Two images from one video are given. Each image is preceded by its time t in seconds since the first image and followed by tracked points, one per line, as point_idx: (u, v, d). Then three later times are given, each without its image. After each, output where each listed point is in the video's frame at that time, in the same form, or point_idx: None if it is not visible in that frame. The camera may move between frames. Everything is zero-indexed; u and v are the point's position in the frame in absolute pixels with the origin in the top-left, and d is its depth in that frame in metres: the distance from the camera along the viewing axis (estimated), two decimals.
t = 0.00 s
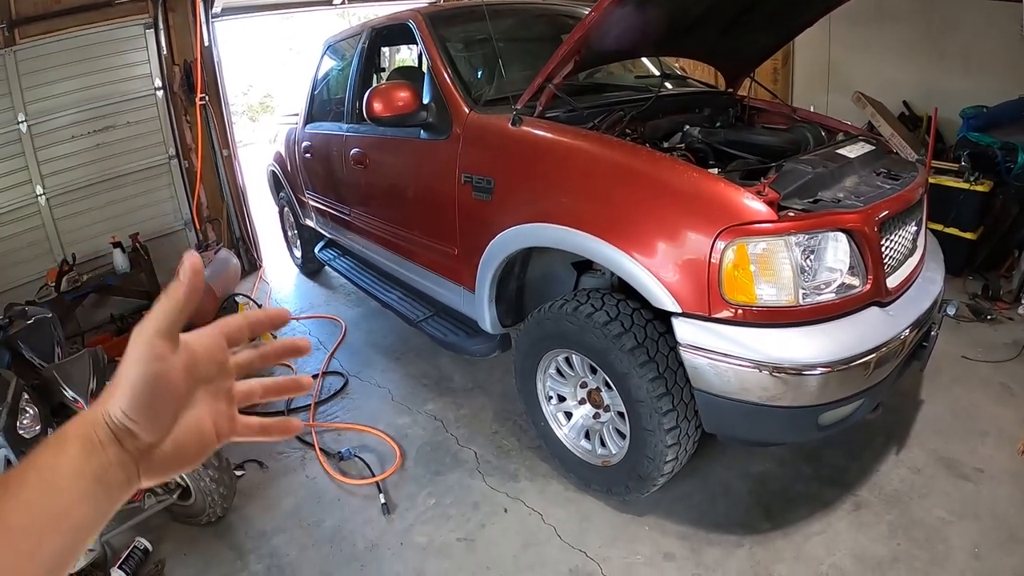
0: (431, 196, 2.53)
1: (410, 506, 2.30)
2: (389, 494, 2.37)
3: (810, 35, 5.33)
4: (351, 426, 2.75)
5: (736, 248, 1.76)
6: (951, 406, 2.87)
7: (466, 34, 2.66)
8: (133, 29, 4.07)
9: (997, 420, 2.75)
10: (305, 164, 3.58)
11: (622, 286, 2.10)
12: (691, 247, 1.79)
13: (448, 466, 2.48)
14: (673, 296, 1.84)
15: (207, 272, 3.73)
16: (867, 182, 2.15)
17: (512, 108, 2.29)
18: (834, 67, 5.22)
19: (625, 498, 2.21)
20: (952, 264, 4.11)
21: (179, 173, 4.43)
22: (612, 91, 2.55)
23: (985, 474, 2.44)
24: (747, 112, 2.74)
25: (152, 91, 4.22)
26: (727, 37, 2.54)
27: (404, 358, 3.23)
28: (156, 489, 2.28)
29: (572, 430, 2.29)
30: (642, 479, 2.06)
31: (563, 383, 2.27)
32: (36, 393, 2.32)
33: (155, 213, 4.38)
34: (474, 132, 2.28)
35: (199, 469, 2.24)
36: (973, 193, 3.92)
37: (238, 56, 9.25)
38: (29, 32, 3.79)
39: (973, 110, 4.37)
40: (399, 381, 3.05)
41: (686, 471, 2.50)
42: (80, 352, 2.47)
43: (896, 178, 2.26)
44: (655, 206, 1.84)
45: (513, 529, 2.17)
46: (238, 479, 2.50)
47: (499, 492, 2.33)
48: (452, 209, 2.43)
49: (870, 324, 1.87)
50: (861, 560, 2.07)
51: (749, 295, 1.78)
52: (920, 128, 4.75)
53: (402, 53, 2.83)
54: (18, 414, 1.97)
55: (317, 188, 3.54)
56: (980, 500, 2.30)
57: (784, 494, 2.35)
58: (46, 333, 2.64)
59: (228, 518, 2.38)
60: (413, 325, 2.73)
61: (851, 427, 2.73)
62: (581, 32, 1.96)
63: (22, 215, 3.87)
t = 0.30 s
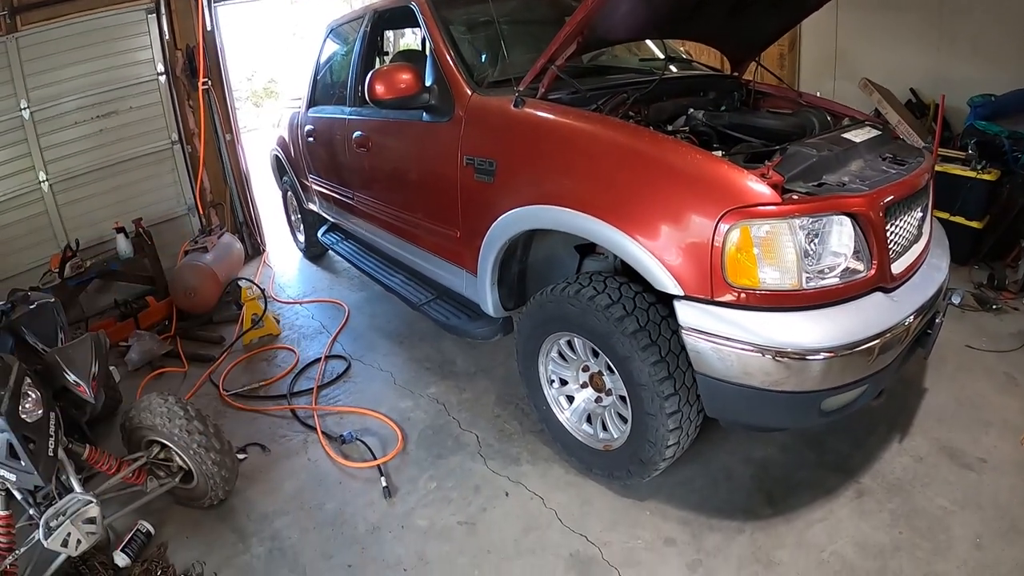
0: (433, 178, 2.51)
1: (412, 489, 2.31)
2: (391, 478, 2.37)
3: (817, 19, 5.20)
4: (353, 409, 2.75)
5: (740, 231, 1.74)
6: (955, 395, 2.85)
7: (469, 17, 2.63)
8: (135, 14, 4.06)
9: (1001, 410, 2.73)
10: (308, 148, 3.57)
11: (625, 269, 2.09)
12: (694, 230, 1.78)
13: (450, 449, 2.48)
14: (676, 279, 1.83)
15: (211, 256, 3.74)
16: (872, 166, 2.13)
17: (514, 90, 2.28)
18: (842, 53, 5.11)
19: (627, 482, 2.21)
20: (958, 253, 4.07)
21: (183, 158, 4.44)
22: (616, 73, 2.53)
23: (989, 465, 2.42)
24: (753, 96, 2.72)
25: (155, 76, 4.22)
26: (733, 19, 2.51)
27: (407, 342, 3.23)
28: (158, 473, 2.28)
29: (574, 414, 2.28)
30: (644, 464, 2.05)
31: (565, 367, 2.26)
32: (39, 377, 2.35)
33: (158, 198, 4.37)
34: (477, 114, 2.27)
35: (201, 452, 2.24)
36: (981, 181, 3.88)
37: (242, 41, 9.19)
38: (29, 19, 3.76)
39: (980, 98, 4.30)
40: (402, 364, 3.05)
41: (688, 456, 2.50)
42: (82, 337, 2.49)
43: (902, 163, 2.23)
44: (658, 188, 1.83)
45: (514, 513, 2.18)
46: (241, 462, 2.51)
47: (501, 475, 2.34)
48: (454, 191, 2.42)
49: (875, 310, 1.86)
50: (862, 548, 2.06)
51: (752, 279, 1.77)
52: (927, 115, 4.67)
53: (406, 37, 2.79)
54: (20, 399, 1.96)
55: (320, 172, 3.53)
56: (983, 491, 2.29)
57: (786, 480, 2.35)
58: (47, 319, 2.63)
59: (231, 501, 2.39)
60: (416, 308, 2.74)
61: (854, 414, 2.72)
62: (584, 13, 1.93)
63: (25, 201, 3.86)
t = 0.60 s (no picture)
0: (446, 152, 2.46)
1: (420, 469, 2.28)
2: (399, 457, 2.34)
3: None
4: (361, 387, 2.72)
5: (766, 211, 1.69)
6: (969, 385, 2.75)
7: None
8: None
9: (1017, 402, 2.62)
10: (317, 122, 3.51)
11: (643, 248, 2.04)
12: (718, 209, 1.72)
13: (459, 429, 2.44)
14: (698, 258, 1.77)
15: (218, 231, 3.71)
16: (899, 149, 2.07)
17: (532, 62, 2.22)
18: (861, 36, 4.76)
19: (640, 466, 2.17)
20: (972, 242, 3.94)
21: (189, 132, 4.37)
22: (635, 48, 2.47)
23: (1003, 458, 2.32)
24: (772, 75, 2.65)
25: (162, 50, 4.14)
26: None
27: (416, 319, 3.18)
28: (163, 451, 2.24)
29: (587, 395, 2.24)
30: (658, 448, 2.01)
31: (579, 347, 2.22)
32: (41, 353, 2.28)
33: (165, 173, 4.32)
34: (493, 87, 2.21)
35: (207, 430, 2.20)
36: (997, 171, 3.73)
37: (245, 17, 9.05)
38: None
39: (1000, 86, 4.09)
40: (411, 341, 3.01)
41: (701, 440, 2.46)
42: (86, 312, 2.39)
43: (928, 147, 2.17)
44: (681, 165, 1.77)
45: (524, 496, 2.14)
46: (247, 440, 2.47)
47: (511, 456, 2.30)
48: (468, 166, 2.36)
49: (902, 297, 1.80)
50: (876, 538, 2.02)
51: (776, 260, 1.71)
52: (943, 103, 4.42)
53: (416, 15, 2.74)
54: (22, 374, 1.90)
55: (329, 146, 3.47)
56: (998, 484, 2.21)
57: (799, 468, 2.31)
58: (52, 295, 2.59)
59: (236, 479, 2.36)
60: (427, 285, 2.71)
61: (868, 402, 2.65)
62: None
63: (30, 175, 3.78)
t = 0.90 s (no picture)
0: (462, 142, 2.45)
1: (430, 459, 2.29)
2: (409, 447, 2.35)
3: None
4: (372, 375, 2.72)
5: (786, 211, 1.68)
6: (979, 390, 2.73)
7: None
8: None
9: None
10: (331, 109, 3.50)
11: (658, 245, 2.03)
12: (737, 207, 1.72)
13: (470, 420, 2.45)
14: (716, 256, 1.77)
15: (229, 217, 3.72)
16: (918, 152, 2.06)
17: (551, 54, 2.21)
18: (877, 34, 4.71)
19: (649, 461, 2.18)
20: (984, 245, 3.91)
21: (202, 117, 4.38)
22: (654, 43, 2.46)
23: (1010, 463, 2.31)
24: (790, 73, 2.64)
25: (176, 34, 4.14)
26: None
27: (428, 309, 3.18)
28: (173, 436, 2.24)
29: (598, 389, 2.25)
30: (669, 444, 2.02)
31: (592, 340, 2.22)
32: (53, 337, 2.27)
33: (177, 157, 4.32)
34: (512, 78, 2.20)
35: (218, 417, 2.21)
36: (1011, 174, 3.69)
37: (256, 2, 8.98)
38: None
39: (1016, 89, 4.05)
40: (422, 331, 3.01)
41: (711, 436, 2.46)
42: (98, 297, 2.39)
43: (947, 151, 2.16)
44: (701, 162, 1.76)
45: (534, 488, 2.15)
46: (257, 426, 2.49)
47: (522, 448, 2.31)
48: (485, 157, 2.36)
49: (918, 302, 1.79)
50: (883, 540, 2.01)
51: (794, 261, 1.71)
52: (959, 104, 4.37)
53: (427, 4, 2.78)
54: (34, 358, 1.90)
55: (343, 133, 3.46)
56: (1003, 489, 2.20)
57: (808, 468, 2.31)
58: (64, 278, 2.58)
59: (246, 465, 2.37)
60: (440, 275, 2.72)
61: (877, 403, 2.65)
62: None
63: (42, 158, 3.78)
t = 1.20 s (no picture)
0: (463, 134, 2.45)
1: (431, 449, 2.29)
2: (409, 438, 2.36)
3: None
4: (372, 366, 2.73)
5: (786, 203, 1.68)
6: (979, 385, 2.73)
7: None
8: None
9: None
10: (332, 101, 3.49)
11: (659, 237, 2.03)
12: (738, 198, 1.72)
13: (470, 411, 2.45)
14: (716, 248, 1.77)
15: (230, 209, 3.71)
16: (919, 146, 2.05)
17: (553, 46, 2.21)
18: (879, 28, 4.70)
19: (649, 453, 2.18)
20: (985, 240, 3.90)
21: (202, 110, 4.37)
22: (655, 35, 2.45)
23: (1010, 457, 2.32)
24: (792, 65, 2.64)
25: (176, 26, 4.13)
26: None
27: (429, 301, 3.19)
28: (174, 427, 2.25)
29: (599, 380, 2.25)
30: (669, 436, 2.02)
31: (592, 332, 2.23)
32: (55, 329, 2.26)
33: (177, 149, 4.32)
34: (513, 70, 2.20)
35: (219, 408, 2.21)
36: (1012, 170, 3.67)
37: None
38: None
39: (1018, 84, 4.03)
40: (423, 323, 3.02)
41: (710, 428, 2.47)
42: (98, 288, 2.39)
43: (948, 145, 2.15)
44: (702, 154, 1.76)
45: (534, 479, 2.16)
46: (258, 418, 2.49)
47: (522, 440, 2.31)
48: (486, 148, 2.36)
49: (919, 296, 1.79)
50: (882, 533, 2.02)
51: (794, 253, 1.71)
52: (961, 99, 4.35)
53: None
54: (35, 350, 1.91)
55: (343, 124, 3.46)
56: (1002, 483, 2.20)
57: (808, 460, 2.31)
58: (65, 271, 2.57)
59: (246, 456, 2.37)
60: (441, 266, 2.73)
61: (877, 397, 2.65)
62: None
63: (43, 150, 3.78)
